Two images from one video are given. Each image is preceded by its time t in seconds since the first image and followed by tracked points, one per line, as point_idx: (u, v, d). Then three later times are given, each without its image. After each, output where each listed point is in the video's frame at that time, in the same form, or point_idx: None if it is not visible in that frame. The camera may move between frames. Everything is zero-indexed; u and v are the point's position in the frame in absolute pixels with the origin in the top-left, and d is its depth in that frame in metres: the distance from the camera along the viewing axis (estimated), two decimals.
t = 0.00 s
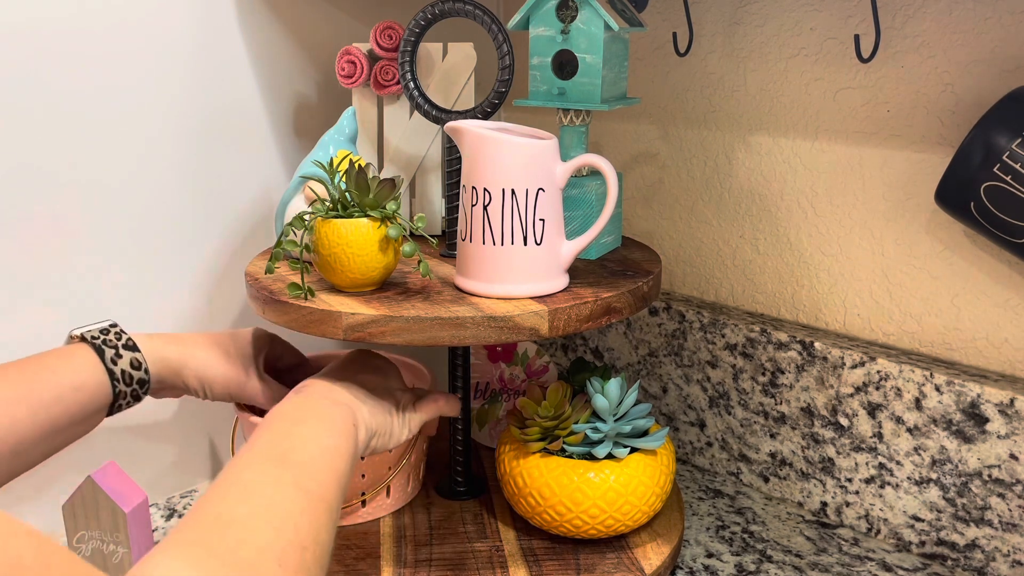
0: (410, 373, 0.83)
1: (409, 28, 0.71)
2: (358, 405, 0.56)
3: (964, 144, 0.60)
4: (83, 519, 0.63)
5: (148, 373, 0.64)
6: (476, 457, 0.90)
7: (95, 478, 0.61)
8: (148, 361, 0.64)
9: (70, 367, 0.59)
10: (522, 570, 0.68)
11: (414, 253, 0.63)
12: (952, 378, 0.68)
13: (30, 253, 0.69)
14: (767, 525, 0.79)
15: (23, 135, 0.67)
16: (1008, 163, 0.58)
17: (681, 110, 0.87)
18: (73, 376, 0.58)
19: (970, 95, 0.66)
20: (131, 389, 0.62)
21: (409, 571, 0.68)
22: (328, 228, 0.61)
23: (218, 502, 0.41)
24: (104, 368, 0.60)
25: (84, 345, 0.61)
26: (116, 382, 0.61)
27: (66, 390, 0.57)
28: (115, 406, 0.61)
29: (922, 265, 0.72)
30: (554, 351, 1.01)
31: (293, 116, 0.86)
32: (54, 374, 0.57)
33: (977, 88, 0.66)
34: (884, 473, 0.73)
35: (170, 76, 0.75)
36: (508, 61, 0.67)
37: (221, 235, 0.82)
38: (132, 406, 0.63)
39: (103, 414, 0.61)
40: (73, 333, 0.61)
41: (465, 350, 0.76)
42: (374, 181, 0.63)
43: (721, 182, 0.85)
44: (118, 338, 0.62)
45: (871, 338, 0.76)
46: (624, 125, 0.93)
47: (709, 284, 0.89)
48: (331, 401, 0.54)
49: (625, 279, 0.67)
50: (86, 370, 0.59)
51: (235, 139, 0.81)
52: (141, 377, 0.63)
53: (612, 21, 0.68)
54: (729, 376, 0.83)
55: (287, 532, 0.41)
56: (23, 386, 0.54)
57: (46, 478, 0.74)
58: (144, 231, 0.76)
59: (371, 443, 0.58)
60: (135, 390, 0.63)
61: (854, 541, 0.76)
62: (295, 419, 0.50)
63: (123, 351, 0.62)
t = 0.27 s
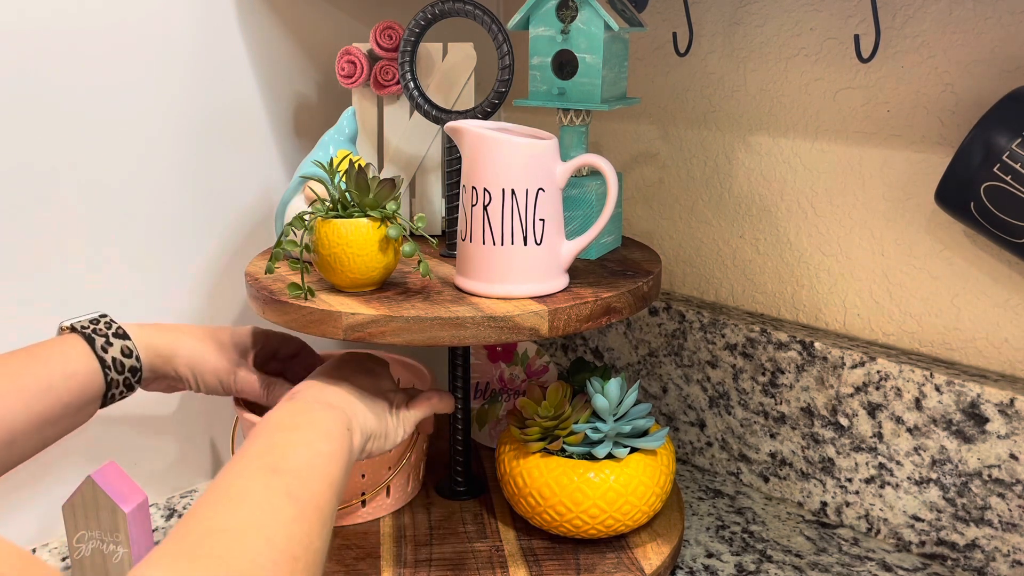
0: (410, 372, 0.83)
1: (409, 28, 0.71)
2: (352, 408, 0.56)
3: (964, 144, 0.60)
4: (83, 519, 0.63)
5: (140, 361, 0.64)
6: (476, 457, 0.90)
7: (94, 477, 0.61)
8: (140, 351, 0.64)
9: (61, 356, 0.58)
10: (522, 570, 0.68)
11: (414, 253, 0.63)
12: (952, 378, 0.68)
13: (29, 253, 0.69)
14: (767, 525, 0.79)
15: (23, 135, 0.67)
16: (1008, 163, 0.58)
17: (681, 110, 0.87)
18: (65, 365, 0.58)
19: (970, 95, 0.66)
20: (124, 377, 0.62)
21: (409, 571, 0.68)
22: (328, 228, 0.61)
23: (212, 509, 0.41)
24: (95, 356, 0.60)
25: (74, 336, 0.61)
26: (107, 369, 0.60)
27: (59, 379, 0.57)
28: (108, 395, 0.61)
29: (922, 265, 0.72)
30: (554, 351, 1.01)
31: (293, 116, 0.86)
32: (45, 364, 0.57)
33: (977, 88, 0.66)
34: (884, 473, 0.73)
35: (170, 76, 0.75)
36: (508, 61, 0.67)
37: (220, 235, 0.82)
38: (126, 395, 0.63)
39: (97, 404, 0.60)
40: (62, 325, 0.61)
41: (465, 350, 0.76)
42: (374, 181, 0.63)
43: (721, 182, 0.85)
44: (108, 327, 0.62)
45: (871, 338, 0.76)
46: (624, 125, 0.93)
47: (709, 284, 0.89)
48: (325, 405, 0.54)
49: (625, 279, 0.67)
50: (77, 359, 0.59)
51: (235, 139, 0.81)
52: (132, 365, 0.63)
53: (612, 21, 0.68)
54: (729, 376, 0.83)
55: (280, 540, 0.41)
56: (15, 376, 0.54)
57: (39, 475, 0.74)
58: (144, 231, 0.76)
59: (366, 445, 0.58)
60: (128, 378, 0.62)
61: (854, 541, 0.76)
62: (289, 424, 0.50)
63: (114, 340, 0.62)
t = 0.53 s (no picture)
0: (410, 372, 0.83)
1: (409, 28, 0.71)
2: (349, 431, 0.54)
3: (964, 144, 0.60)
4: (83, 519, 0.63)
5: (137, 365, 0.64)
6: (476, 457, 0.90)
7: (94, 476, 0.61)
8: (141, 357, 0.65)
9: (59, 360, 0.59)
10: (522, 570, 0.68)
11: (414, 253, 0.63)
12: (952, 378, 0.68)
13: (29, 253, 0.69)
14: (767, 525, 0.79)
15: (23, 135, 0.67)
16: (1008, 163, 0.58)
17: (681, 110, 0.87)
18: (63, 369, 0.58)
19: (970, 95, 0.66)
20: (121, 381, 0.62)
21: (409, 571, 0.68)
22: (328, 228, 0.61)
23: (197, 542, 0.40)
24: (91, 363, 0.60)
25: (70, 340, 0.61)
26: (103, 374, 0.60)
27: (55, 384, 0.57)
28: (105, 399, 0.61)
29: (922, 265, 0.72)
30: (554, 351, 1.01)
31: (294, 116, 0.86)
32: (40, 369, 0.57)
33: (977, 88, 0.66)
34: (884, 473, 0.73)
35: (170, 76, 0.75)
36: (508, 61, 0.67)
37: (221, 235, 0.82)
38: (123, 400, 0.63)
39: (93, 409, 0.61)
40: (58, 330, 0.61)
41: (465, 350, 0.76)
42: (374, 181, 0.63)
43: (721, 182, 0.85)
44: (104, 331, 0.62)
45: (871, 338, 0.76)
46: (624, 125, 0.93)
47: (709, 284, 0.89)
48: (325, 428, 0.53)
49: (625, 279, 0.67)
50: (73, 362, 0.59)
51: (235, 139, 0.81)
52: (129, 369, 0.63)
53: (612, 21, 0.68)
54: (729, 376, 0.83)
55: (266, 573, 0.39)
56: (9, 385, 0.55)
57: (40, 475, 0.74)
58: (144, 231, 0.76)
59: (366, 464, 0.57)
60: (125, 383, 0.62)
61: (854, 541, 0.76)
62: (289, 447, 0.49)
63: (110, 344, 0.62)
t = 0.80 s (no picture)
0: (410, 372, 0.83)
1: (409, 28, 0.71)
2: (344, 466, 0.49)
3: (964, 144, 0.60)
4: (83, 519, 0.63)
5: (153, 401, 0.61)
6: (476, 457, 0.90)
7: (95, 477, 0.61)
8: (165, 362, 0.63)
9: (73, 385, 0.56)
10: (522, 570, 0.68)
11: (414, 253, 0.63)
12: (952, 378, 0.68)
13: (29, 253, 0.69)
14: (767, 525, 0.79)
15: (23, 135, 0.67)
16: (1008, 163, 0.58)
17: (681, 110, 0.87)
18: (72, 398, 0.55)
19: (970, 95, 0.66)
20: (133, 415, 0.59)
21: (409, 571, 0.68)
22: (328, 229, 0.61)
23: None
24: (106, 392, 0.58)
25: (90, 361, 0.58)
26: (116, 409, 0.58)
27: (64, 415, 0.54)
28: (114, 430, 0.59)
29: (922, 265, 0.72)
30: (554, 351, 1.01)
31: (294, 116, 0.86)
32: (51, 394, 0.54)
33: (977, 88, 0.66)
34: (884, 473, 0.73)
35: (170, 76, 0.75)
36: (508, 61, 0.67)
37: (220, 235, 0.82)
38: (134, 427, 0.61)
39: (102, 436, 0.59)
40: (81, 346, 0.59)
41: (465, 350, 0.76)
42: (374, 181, 0.63)
43: (721, 182, 0.85)
44: (127, 360, 0.59)
45: (871, 338, 0.76)
46: (624, 125, 0.93)
47: (709, 284, 0.89)
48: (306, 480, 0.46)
49: (625, 279, 0.67)
50: (90, 388, 0.57)
51: (235, 139, 0.81)
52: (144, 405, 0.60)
53: (612, 21, 0.68)
54: (729, 376, 0.83)
55: None
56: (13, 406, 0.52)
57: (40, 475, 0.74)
58: (144, 231, 0.76)
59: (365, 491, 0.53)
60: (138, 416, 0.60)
61: (854, 541, 0.76)
62: (256, 519, 0.42)
63: (131, 377, 0.59)
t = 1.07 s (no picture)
0: (410, 372, 0.83)
1: (409, 28, 0.71)
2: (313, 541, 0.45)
3: (964, 144, 0.60)
4: (82, 519, 0.63)
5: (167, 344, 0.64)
6: (476, 457, 0.90)
7: (94, 477, 0.61)
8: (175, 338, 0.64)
9: (83, 330, 0.58)
10: (522, 570, 0.68)
11: (414, 253, 0.63)
12: (952, 378, 0.68)
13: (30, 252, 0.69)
14: (768, 525, 0.79)
15: (22, 135, 0.67)
16: (1008, 163, 0.58)
17: (681, 110, 0.87)
18: (84, 343, 0.57)
19: (970, 95, 0.66)
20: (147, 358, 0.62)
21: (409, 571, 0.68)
22: (328, 228, 0.61)
23: None
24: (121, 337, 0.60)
25: (102, 309, 0.60)
26: (132, 352, 0.60)
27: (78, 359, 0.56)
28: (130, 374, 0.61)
29: (922, 265, 0.72)
30: (554, 351, 1.01)
31: (294, 116, 0.86)
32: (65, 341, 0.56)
33: (977, 88, 0.66)
34: (884, 473, 0.73)
35: (170, 76, 0.75)
36: (508, 61, 0.67)
37: (220, 236, 0.82)
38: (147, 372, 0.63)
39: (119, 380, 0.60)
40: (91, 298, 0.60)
41: (465, 350, 0.76)
42: (374, 181, 0.63)
43: (721, 182, 0.85)
44: (137, 305, 0.62)
45: (871, 338, 0.76)
46: (624, 125, 0.93)
47: (709, 284, 0.89)
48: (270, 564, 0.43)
49: (625, 279, 0.67)
50: (101, 334, 0.58)
51: (235, 139, 0.81)
52: (157, 348, 0.62)
53: (612, 21, 0.68)
54: (729, 376, 0.83)
55: None
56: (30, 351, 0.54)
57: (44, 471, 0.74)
58: (145, 231, 0.76)
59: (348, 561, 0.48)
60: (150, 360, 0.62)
61: (854, 541, 0.76)
62: None
63: (141, 322, 0.61)
